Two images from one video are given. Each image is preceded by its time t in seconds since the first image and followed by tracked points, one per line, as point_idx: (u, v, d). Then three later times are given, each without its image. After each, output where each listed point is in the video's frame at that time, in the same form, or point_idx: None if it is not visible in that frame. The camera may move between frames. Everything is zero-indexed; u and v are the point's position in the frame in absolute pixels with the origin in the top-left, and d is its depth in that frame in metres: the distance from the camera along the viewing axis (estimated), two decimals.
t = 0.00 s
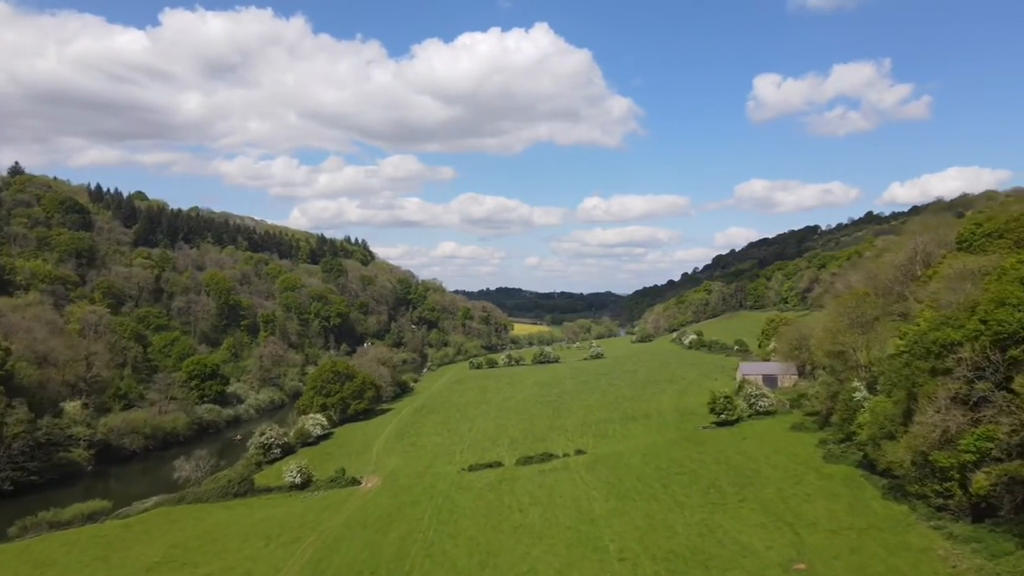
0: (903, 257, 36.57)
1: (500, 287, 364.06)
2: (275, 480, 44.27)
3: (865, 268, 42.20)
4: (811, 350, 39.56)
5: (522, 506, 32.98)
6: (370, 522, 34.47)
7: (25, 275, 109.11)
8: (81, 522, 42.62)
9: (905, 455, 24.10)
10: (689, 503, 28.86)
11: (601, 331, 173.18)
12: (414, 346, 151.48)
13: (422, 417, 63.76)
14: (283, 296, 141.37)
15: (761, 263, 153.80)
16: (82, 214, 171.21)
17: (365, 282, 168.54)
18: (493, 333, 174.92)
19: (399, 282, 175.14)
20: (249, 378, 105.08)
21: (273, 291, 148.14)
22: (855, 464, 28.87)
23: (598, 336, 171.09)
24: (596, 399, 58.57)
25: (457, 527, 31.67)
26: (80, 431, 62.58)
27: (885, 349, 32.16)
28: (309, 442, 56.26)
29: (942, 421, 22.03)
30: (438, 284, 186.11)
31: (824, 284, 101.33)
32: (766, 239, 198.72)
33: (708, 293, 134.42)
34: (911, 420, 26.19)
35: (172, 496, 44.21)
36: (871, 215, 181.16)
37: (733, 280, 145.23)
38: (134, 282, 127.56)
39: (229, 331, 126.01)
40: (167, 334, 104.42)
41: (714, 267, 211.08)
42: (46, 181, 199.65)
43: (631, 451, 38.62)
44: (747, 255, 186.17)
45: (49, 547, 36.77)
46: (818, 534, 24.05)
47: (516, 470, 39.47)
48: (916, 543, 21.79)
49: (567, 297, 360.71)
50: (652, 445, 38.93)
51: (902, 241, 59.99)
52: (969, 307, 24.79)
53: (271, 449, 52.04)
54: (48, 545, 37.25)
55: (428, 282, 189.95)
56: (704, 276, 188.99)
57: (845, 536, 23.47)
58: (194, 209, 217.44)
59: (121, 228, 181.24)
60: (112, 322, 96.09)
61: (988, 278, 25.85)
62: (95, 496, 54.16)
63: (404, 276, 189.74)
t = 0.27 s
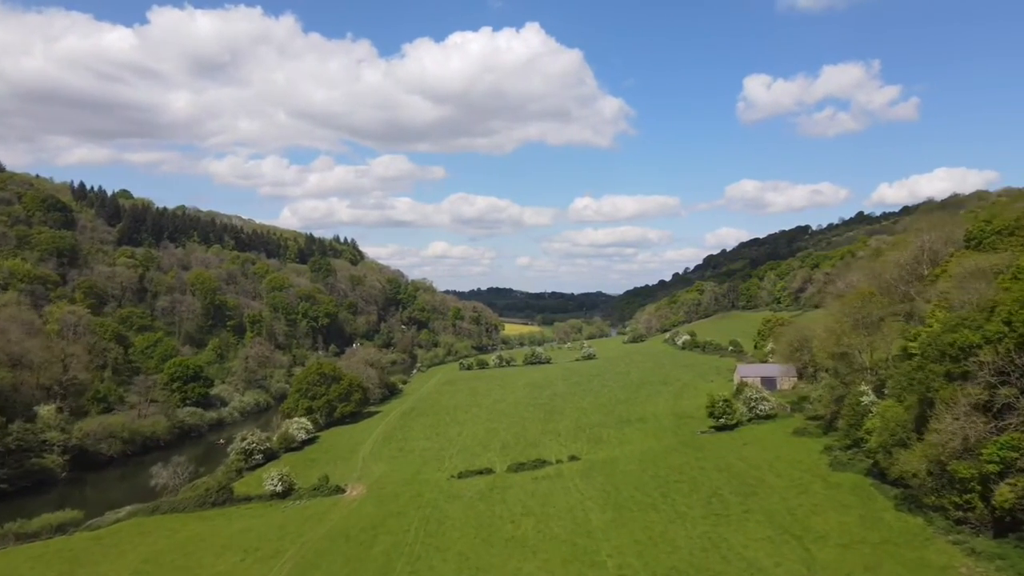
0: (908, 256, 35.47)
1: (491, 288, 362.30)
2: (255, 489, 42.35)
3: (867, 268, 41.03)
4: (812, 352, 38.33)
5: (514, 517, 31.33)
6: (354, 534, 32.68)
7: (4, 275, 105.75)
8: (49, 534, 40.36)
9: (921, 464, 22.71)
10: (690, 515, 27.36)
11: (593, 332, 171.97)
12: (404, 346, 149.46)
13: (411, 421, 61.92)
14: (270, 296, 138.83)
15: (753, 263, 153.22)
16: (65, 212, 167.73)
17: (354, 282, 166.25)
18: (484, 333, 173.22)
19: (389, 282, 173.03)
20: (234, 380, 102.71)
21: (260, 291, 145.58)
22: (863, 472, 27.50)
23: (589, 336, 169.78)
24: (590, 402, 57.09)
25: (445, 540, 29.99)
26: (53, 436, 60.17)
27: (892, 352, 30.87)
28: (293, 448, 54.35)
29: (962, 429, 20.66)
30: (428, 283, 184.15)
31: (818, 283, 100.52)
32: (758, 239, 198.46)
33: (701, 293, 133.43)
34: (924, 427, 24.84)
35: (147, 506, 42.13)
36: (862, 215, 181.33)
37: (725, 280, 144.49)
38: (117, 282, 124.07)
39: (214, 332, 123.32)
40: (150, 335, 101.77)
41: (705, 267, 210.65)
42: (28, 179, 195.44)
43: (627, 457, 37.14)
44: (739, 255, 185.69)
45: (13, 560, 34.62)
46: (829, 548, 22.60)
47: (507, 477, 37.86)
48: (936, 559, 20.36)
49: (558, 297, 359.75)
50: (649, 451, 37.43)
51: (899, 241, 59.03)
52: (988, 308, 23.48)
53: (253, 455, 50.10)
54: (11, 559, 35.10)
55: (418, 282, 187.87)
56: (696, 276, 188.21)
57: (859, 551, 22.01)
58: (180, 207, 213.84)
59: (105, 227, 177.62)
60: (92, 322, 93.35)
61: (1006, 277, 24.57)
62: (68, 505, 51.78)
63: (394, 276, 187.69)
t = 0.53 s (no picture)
0: (916, 254, 34.32)
1: (483, 288, 360.50)
2: (235, 498, 40.43)
3: (872, 267, 39.75)
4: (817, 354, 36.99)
5: (507, 529, 29.66)
6: (337, 547, 30.90)
7: None
8: (15, 547, 38.18)
9: (941, 475, 21.29)
10: (693, 528, 25.81)
11: (585, 332, 170.71)
12: (394, 346, 147.43)
13: (400, 424, 60.09)
14: (258, 296, 136.35)
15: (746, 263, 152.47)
16: (47, 210, 164.18)
17: (344, 282, 164.03)
18: (476, 334, 171.48)
19: (380, 282, 170.94)
20: (220, 381, 100.39)
21: (248, 291, 143.01)
22: (875, 481, 26.09)
23: (582, 337, 168.50)
24: (584, 404, 55.58)
25: (433, 554, 28.27)
26: (27, 442, 57.69)
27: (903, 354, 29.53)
28: (277, 453, 52.42)
29: (988, 438, 19.28)
30: (420, 283, 182.21)
31: (813, 283, 99.62)
32: (750, 240, 198.11)
33: (694, 293, 132.34)
34: (942, 435, 23.44)
35: (121, 516, 40.08)
36: (853, 216, 181.44)
37: (719, 280, 143.58)
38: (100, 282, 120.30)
39: (201, 332, 120.76)
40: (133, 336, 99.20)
41: (697, 267, 210.06)
42: (10, 177, 191.39)
43: (624, 464, 35.61)
44: (732, 255, 185.13)
45: None
46: (844, 565, 21.11)
47: (499, 485, 36.23)
48: None
49: (550, 297, 358.47)
50: (647, 458, 35.91)
51: (898, 240, 58.01)
52: (1009, 308, 22.15)
53: (235, 462, 48.17)
54: None
55: (409, 282, 185.85)
56: (689, 276, 187.58)
57: (876, 568, 20.52)
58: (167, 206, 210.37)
59: (89, 225, 174.14)
60: (73, 323, 90.72)
61: None
62: (41, 513, 49.54)
63: (384, 276, 185.55)
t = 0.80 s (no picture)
0: (925, 253, 33.10)
1: (474, 288, 358.53)
2: (213, 508, 38.49)
3: (877, 267, 38.49)
4: (821, 356, 35.66)
5: (499, 542, 27.99)
6: (319, 562, 29.11)
7: None
8: None
9: (964, 487, 19.88)
10: (698, 543, 24.24)
11: (578, 332, 169.32)
12: (385, 347, 145.38)
13: (389, 427, 58.30)
14: (246, 296, 133.83)
15: (739, 263, 151.67)
16: (29, 208, 160.53)
17: (333, 281, 161.76)
18: (467, 334, 169.76)
19: (370, 281, 168.80)
20: (205, 383, 98.09)
21: (235, 290, 140.36)
22: (888, 491, 24.66)
23: (574, 337, 167.15)
24: (579, 407, 54.08)
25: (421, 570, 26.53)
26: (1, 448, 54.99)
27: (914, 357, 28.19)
28: (260, 459, 50.47)
29: (1018, 448, 17.87)
30: (411, 283, 180.22)
31: (807, 283, 98.70)
32: (742, 240, 197.65)
33: (688, 293, 131.21)
34: (962, 444, 22.06)
35: (92, 528, 38.00)
36: (846, 216, 181.23)
37: (712, 280, 142.61)
38: (83, 282, 116.07)
39: (187, 333, 118.10)
40: (116, 336, 96.62)
41: (690, 267, 209.29)
42: None
43: (621, 472, 34.07)
44: (725, 255, 184.43)
45: None
46: None
47: (491, 494, 34.57)
48: None
49: (542, 297, 357.08)
50: (645, 465, 34.39)
51: (898, 239, 56.88)
52: None
53: (215, 468, 46.20)
54: None
55: (399, 281, 183.79)
56: (682, 276, 186.67)
57: None
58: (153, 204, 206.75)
59: (73, 224, 170.55)
60: (53, 323, 88.04)
61: None
62: (11, 522, 47.25)
63: (375, 276, 183.38)
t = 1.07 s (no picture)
0: (935, 251, 31.82)
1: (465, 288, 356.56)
2: (188, 520, 36.52)
3: (882, 266, 37.21)
4: (826, 358, 34.31)
5: (490, 558, 26.31)
6: None
7: None
8: None
9: (990, 501, 18.47)
10: (702, 559, 22.70)
11: (569, 332, 167.98)
12: (374, 348, 143.32)
13: (376, 431, 56.47)
14: (232, 296, 131.21)
15: (732, 262, 150.86)
16: (10, 206, 156.84)
17: (322, 281, 159.43)
18: (458, 334, 167.96)
19: (360, 281, 166.58)
20: (189, 385, 95.69)
21: (222, 290, 137.65)
22: (903, 503, 23.25)
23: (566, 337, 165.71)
24: (572, 410, 52.55)
25: None
26: None
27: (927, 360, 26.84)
28: (241, 466, 48.50)
29: None
30: (401, 283, 178.18)
31: (801, 283, 97.82)
32: (734, 240, 197.15)
33: (681, 293, 130.11)
34: (985, 454, 20.66)
35: (59, 541, 35.91)
36: (836, 215, 181.10)
37: (705, 280, 141.73)
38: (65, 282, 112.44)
39: (172, 334, 115.32)
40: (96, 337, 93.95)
41: (681, 267, 208.56)
42: None
43: (618, 480, 32.54)
44: (716, 255, 183.74)
45: None
46: None
47: (481, 504, 32.90)
48: None
49: (532, 297, 355.70)
50: (643, 472, 32.88)
51: (897, 239, 55.80)
52: None
53: (193, 476, 44.19)
54: None
55: (389, 281, 181.66)
56: (673, 276, 185.81)
57: None
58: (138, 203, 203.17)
59: (55, 222, 166.93)
60: (31, 323, 85.28)
61: None
62: None
63: (364, 275, 181.12)
